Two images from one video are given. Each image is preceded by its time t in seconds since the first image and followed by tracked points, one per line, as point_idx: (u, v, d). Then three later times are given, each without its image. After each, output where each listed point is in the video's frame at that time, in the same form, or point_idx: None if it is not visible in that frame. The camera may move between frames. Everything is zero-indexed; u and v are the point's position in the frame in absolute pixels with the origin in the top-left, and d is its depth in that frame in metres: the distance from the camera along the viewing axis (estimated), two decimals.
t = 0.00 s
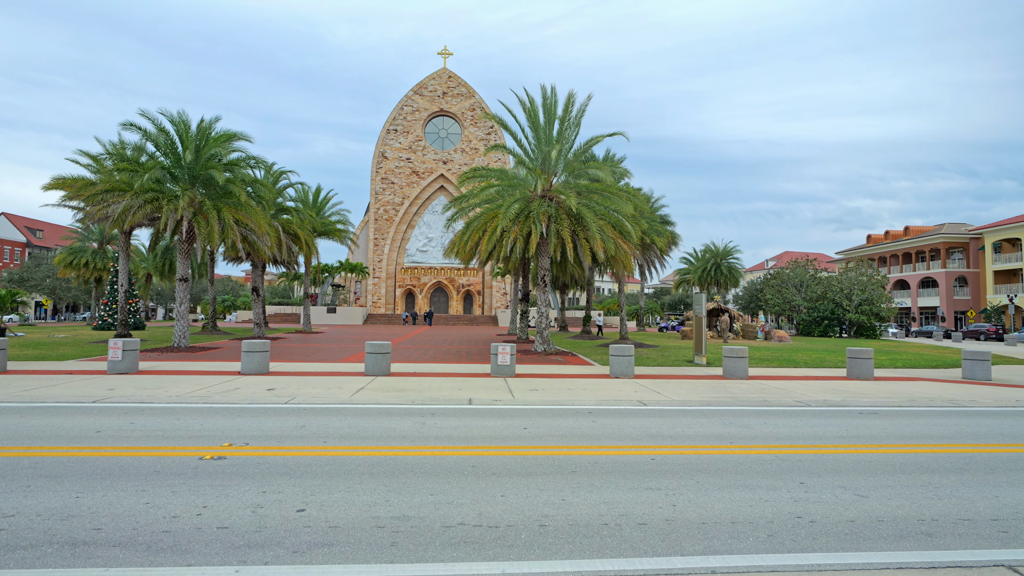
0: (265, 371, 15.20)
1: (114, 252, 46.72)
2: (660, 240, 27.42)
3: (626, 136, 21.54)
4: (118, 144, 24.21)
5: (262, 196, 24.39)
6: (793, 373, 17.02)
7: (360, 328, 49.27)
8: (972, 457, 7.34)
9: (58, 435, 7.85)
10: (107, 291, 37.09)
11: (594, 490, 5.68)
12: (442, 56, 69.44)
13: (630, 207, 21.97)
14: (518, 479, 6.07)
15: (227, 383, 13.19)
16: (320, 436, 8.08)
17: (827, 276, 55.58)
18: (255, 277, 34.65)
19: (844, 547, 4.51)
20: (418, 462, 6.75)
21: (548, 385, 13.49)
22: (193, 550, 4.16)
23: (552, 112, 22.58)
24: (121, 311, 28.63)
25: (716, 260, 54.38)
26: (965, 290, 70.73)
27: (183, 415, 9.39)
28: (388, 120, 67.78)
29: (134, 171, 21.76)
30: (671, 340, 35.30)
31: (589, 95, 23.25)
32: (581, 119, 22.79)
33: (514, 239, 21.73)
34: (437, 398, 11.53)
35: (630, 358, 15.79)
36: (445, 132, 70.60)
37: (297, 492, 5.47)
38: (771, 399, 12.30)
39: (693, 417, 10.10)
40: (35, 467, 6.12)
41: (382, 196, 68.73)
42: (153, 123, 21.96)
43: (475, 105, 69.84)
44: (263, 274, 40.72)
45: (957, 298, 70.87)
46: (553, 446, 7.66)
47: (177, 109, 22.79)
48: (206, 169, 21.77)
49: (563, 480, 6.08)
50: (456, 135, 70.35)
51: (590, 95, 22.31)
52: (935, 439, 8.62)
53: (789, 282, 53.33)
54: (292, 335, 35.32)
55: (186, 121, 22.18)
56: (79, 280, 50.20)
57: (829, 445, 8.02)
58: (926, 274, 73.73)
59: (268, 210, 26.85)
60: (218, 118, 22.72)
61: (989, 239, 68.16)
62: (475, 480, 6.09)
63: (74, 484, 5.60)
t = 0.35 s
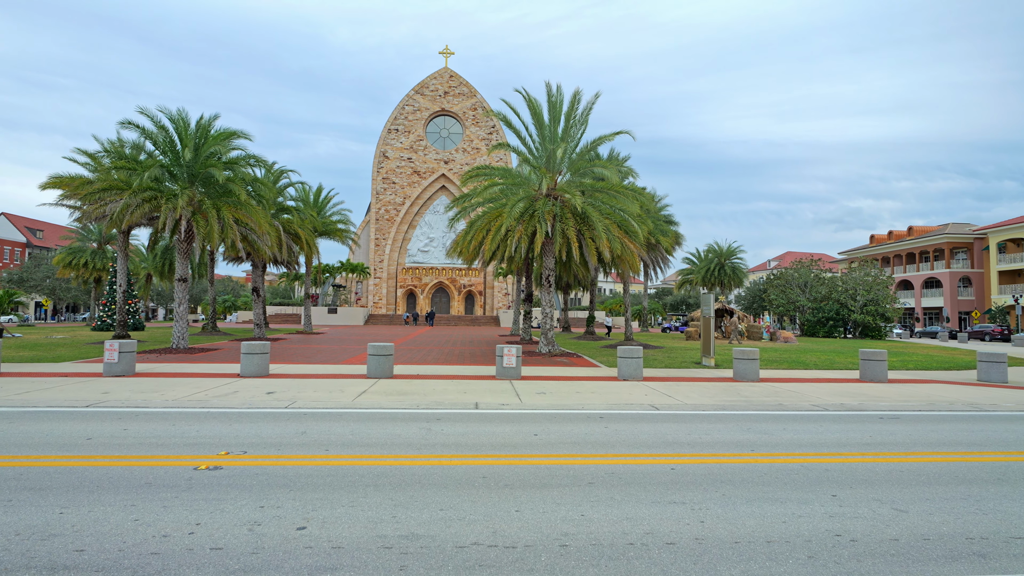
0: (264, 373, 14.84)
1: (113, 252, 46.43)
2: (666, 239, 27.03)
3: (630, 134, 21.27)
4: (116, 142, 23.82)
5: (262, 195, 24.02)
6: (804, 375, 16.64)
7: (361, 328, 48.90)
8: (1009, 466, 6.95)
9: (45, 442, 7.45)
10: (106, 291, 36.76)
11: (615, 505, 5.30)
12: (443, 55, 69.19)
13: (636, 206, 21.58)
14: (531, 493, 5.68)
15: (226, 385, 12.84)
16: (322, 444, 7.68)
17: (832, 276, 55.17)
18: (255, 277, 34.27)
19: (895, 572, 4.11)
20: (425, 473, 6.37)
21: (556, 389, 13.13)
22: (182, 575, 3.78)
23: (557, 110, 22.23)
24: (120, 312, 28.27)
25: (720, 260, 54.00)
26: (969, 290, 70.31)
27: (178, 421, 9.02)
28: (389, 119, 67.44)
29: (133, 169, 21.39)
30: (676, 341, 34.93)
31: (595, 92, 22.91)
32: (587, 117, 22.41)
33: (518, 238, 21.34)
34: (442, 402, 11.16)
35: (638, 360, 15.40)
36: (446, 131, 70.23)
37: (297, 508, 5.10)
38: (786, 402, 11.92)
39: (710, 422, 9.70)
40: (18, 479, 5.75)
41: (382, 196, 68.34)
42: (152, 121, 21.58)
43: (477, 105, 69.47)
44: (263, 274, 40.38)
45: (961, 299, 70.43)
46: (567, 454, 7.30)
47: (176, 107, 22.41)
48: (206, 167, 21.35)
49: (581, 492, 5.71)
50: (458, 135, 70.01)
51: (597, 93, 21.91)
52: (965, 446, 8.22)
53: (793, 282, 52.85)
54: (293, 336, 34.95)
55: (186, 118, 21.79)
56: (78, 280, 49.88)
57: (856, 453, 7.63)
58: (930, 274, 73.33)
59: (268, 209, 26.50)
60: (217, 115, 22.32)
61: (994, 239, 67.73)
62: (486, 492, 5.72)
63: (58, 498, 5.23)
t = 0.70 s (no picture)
0: (265, 374, 14.49)
1: (112, 252, 46.06)
2: (672, 237, 26.62)
3: (636, 129, 21.27)
4: (113, 139, 23.41)
5: (262, 193, 23.64)
6: (816, 376, 16.29)
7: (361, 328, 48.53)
8: None
9: (35, 448, 7.08)
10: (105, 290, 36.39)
11: (643, 518, 4.93)
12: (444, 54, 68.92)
13: (643, 204, 21.20)
14: (550, 504, 5.31)
15: (226, 387, 12.49)
16: (327, 449, 7.31)
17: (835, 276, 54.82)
18: (255, 276, 33.89)
19: None
20: (437, 480, 6.01)
21: (565, 390, 12.78)
22: None
23: (562, 106, 21.88)
24: (118, 312, 27.88)
25: (723, 259, 53.70)
26: (972, 290, 69.96)
27: (175, 424, 8.65)
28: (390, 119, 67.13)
29: (130, 166, 20.99)
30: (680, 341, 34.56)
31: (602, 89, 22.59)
32: (593, 114, 22.06)
33: (523, 237, 20.97)
34: (449, 404, 10.80)
35: (648, 361, 15.05)
36: (447, 131, 69.92)
37: (301, 521, 4.74)
38: (803, 404, 11.55)
39: (729, 425, 9.32)
40: (4, 488, 5.40)
41: (383, 195, 67.97)
42: (150, 117, 21.20)
43: (478, 104, 69.17)
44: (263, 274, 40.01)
45: (964, 298, 70.07)
46: (585, 459, 6.94)
47: (175, 103, 22.02)
48: (205, 164, 20.95)
49: (605, 504, 5.34)
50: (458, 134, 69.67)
51: (604, 90, 21.54)
52: (999, 451, 7.84)
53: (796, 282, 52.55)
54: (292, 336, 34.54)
55: (185, 114, 21.39)
56: (76, 280, 49.50)
57: (887, 459, 7.24)
58: (933, 274, 72.99)
59: (268, 208, 26.14)
60: (217, 112, 21.92)
61: (997, 238, 67.38)
62: (504, 502, 5.35)
63: (44, 511, 4.87)
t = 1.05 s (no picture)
0: (265, 376, 14.16)
1: (111, 252, 45.72)
2: (678, 237, 26.23)
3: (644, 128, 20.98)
4: (111, 137, 23.02)
5: (262, 191, 23.27)
6: (829, 379, 15.93)
7: (362, 328, 48.18)
8: None
9: (22, 456, 6.71)
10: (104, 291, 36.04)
11: (672, 538, 4.56)
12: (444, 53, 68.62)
13: (650, 203, 20.85)
14: (570, 520, 4.94)
15: (225, 390, 12.14)
16: (330, 458, 6.94)
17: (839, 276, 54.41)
18: (255, 277, 33.56)
19: None
20: (447, 493, 5.65)
21: (574, 393, 12.43)
22: None
23: (568, 104, 21.56)
24: (116, 312, 27.54)
25: (727, 260, 53.41)
26: (976, 290, 69.58)
27: (170, 430, 8.28)
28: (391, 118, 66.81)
29: (128, 164, 20.58)
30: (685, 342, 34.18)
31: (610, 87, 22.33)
32: (598, 112, 21.71)
33: (528, 236, 20.61)
34: (455, 408, 10.43)
35: (657, 362, 14.71)
36: (448, 130, 69.59)
37: (302, 541, 4.36)
38: (819, 408, 11.20)
39: (748, 431, 8.94)
40: None
41: (384, 195, 67.61)
42: (148, 114, 20.82)
43: (479, 104, 68.83)
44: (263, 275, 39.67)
45: (968, 299, 69.68)
46: (602, 469, 6.57)
47: (174, 100, 21.61)
48: (205, 162, 20.56)
49: (629, 520, 4.96)
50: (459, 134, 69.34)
51: (611, 87, 21.10)
52: None
53: (801, 282, 51.93)
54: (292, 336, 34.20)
55: (184, 112, 21.02)
56: (75, 280, 49.17)
57: (921, 469, 6.85)
58: (936, 274, 72.62)
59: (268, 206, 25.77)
60: (216, 109, 21.54)
61: (1001, 238, 66.96)
62: (520, 519, 4.97)
63: (26, 529, 4.50)
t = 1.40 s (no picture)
0: (263, 378, 13.77)
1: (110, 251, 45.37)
2: (683, 236, 25.76)
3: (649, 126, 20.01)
4: (108, 133, 22.61)
5: (261, 189, 22.87)
6: (841, 381, 15.54)
7: (362, 329, 47.81)
8: None
9: None
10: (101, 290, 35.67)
11: (701, 560, 4.16)
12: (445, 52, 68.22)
13: (657, 200, 20.41)
14: (589, 540, 4.50)
15: (221, 392, 11.74)
16: (328, 466, 6.53)
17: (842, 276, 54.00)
18: (254, 276, 33.24)
19: None
20: (454, 506, 5.23)
21: (581, 395, 12.04)
22: None
23: (573, 100, 21.17)
24: (113, 312, 27.15)
25: (730, 259, 53.02)
26: (980, 290, 69.07)
27: (161, 435, 7.88)
28: (391, 117, 66.38)
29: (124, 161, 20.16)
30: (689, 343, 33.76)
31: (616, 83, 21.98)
32: (604, 108, 21.26)
33: (532, 234, 20.19)
34: (459, 411, 10.03)
35: (666, 364, 14.31)
36: (448, 129, 69.18)
37: (296, 563, 3.96)
38: (837, 412, 10.80)
39: (766, 436, 8.53)
40: None
41: (384, 194, 67.21)
42: (144, 109, 20.39)
43: (479, 103, 68.41)
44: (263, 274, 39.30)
45: (972, 299, 69.19)
46: (618, 479, 6.17)
47: (171, 95, 21.18)
48: (202, 158, 20.12)
49: (654, 539, 4.54)
50: (460, 133, 68.91)
51: (619, 83, 20.50)
52: None
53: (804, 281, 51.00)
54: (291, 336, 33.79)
55: (181, 108, 20.60)
56: (73, 280, 48.81)
57: (959, 478, 6.43)
58: (940, 274, 72.11)
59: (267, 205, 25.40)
60: (214, 105, 21.11)
61: (1006, 237, 66.44)
62: (535, 536, 4.55)
63: None
